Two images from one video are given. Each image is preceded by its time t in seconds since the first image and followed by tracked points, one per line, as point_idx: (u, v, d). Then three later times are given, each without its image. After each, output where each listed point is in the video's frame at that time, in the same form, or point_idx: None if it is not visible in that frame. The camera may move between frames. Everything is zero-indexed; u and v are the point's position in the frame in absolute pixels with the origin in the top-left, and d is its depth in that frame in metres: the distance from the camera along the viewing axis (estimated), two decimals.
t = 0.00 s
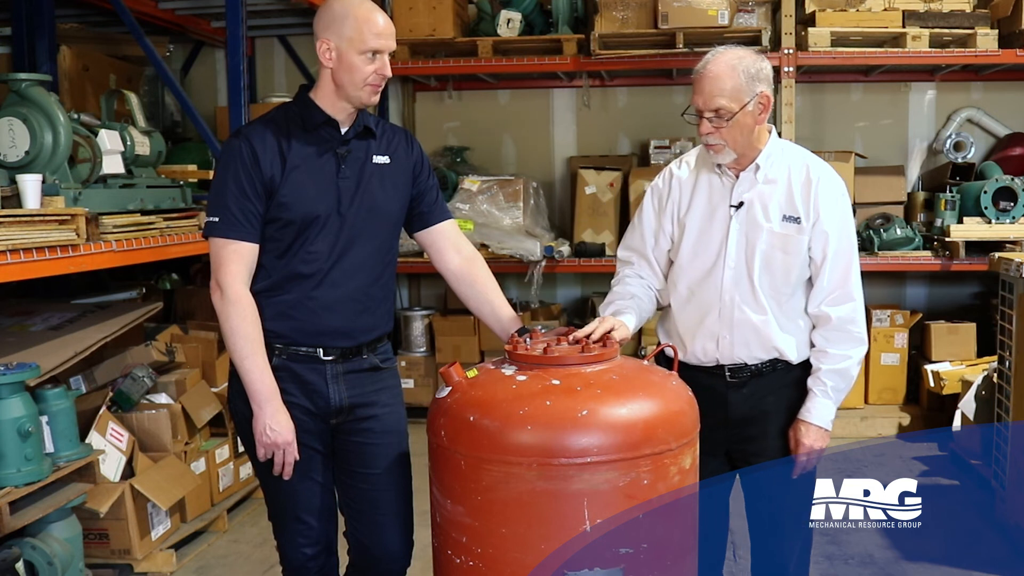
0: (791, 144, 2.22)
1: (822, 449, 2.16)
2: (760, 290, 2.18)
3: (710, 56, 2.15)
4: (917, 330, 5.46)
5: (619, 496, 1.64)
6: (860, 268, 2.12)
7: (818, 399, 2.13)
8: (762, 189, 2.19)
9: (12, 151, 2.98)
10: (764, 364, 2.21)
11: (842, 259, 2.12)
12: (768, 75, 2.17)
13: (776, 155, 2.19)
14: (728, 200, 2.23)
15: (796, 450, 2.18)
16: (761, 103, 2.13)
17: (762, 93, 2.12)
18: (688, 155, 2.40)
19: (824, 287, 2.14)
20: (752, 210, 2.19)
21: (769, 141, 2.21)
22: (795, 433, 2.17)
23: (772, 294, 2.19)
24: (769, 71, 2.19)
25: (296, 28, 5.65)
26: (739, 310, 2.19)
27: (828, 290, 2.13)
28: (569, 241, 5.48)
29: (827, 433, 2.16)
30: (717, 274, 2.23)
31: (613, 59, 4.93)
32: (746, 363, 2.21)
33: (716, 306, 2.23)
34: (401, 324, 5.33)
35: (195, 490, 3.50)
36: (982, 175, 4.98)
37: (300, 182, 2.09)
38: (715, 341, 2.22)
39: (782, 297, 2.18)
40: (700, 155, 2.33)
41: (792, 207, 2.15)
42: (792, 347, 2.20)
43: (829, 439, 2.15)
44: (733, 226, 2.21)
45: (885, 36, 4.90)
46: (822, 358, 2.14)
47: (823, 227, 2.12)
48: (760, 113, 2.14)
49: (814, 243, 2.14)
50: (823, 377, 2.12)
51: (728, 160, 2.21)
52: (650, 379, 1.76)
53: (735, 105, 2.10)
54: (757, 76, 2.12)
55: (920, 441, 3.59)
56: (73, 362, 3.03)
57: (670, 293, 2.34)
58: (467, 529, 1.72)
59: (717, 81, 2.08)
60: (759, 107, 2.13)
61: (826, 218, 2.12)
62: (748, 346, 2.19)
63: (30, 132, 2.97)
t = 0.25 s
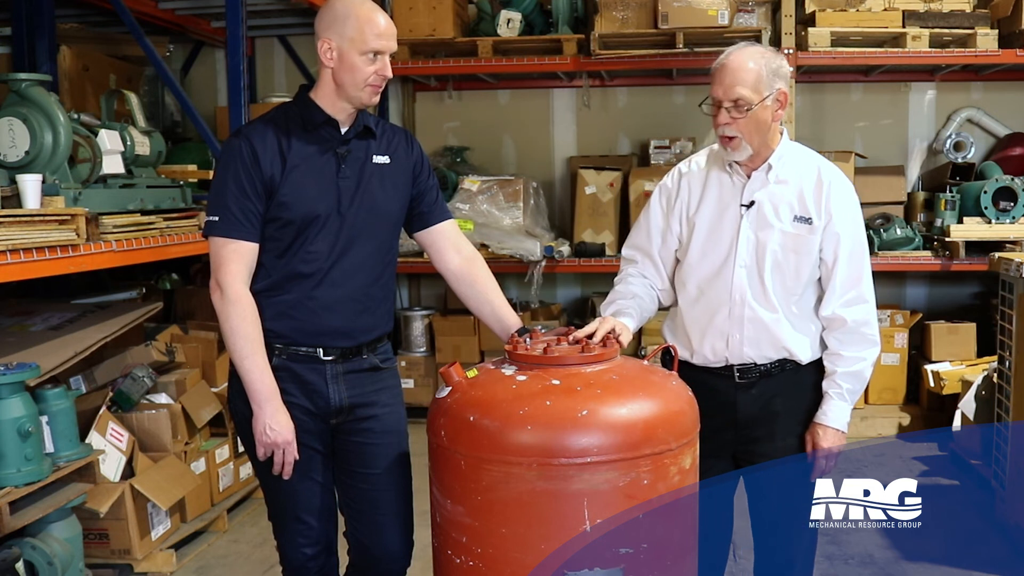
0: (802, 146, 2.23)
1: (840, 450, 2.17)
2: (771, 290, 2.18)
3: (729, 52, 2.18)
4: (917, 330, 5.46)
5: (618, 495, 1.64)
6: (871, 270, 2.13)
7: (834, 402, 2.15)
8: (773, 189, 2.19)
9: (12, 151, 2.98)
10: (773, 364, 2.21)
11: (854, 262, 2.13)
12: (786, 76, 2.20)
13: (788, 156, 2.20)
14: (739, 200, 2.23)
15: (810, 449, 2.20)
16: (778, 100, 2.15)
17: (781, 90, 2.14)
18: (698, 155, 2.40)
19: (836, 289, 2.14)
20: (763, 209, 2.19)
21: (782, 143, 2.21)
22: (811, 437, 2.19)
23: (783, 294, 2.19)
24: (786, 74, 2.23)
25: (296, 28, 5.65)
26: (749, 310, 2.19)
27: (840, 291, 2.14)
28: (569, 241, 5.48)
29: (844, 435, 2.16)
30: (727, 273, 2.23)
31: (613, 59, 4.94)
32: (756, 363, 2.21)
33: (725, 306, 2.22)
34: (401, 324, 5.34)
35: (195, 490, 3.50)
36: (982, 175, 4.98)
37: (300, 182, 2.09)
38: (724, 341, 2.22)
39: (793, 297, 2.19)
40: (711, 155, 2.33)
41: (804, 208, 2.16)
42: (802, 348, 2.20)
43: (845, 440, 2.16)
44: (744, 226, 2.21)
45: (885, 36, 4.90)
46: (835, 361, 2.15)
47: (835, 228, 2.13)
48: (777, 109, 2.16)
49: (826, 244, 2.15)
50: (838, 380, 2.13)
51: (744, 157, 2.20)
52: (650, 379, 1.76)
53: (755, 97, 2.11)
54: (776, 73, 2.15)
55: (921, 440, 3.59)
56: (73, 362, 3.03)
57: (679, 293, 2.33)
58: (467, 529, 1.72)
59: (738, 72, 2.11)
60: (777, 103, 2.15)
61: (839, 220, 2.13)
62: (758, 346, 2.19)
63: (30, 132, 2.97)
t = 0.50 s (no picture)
0: (810, 146, 2.24)
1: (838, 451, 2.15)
2: (773, 288, 2.18)
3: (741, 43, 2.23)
4: (917, 330, 5.46)
5: (618, 496, 1.64)
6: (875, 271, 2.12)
7: (833, 404, 2.13)
8: (778, 187, 2.19)
9: (12, 151, 2.98)
10: (774, 364, 2.21)
11: (858, 262, 2.12)
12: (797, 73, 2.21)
13: (794, 155, 2.21)
14: (744, 197, 2.24)
15: (809, 449, 2.18)
16: (782, 91, 2.16)
17: (785, 82, 2.16)
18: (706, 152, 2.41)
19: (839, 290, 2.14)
20: (767, 207, 2.19)
21: (787, 140, 2.22)
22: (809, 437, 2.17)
23: (785, 293, 2.19)
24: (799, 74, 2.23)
25: (296, 28, 5.65)
26: (751, 308, 2.19)
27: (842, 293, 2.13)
28: (569, 241, 5.48)
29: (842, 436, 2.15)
30: (730, 269, 2.23)
31: (613, 59, 4.93)
32: (757, 363, 2.21)
33: (727, 303, 2.22)
34: (401, 324, 5.34)
35: (195, 490, 3.50)
36: (982, 175, 4.98)
37: (300, 181, 2.09)
38: (725, 338, 2.22)
39: (795, 297, 2.19)
40: (720, 152, 2.35)
41: (808, 207, 2.15)
42: (803, 347, 2.20)
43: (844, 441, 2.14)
44: (747, 223, 2.21)
45: (885, 36, 4.90)
46: (837, 362, 2.15)
47: (839, 229, 2.12)
48: (781, 101, 2.17)
49: (829, 244, 2.14)
50: (839, 382, 2.13)
51: (742, 145, 2.23)
52: (650, 379, 1.76)
53: (755, 83, 2.14)
54: (783, 66, 2.17)
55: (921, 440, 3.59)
56: (73, 362, 3.03)
57: (682, 288, 2.34)
58: (467, 529, 1.72)
59: (742, 58, 2.16)
60: (779, 94, 2.16)
61: (843, 220, 2.12)
62: (759, 344, 2.19)
63: (30, 132, 2.97)
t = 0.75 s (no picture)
0: (812, 145, 2.23)
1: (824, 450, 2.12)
2: (768, 287, 2.18)
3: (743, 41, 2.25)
4: (917, 330, 5.46)
5: (619, 496, 1.64)
6: (872, 272, 2.09)
7: (823, 401, 2.11)
8: (777, 186, 2.19)
9: (12, 151, 2.98)
10: (770, 364, 2.21)
11: (853, 262, 2.10)
12: (797, 71, 2.19)
13: (794, 153, 2.20)
14: (743, 195, 2.25)
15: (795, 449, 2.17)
16: (777, 89, 2.16)
17: (779, 80, 2.15)
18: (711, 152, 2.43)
19: (833, 290, 2.12)
20: (765, 206, 2.19)
21: (787, 138, 2.22)
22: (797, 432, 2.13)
23: (781, 292, 2.18)
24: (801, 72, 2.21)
25: (296, 28, 5.65)
26: (746, 306, 2.20)
27: (837, 293, 2.11)
28: (569, 241, 5.48)
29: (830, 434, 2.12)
30: (727, 267, 2.24)
31: (612, 59, 4.94)
32: (752, 362, 2.21)
33: (723, 301, 2.23)
34: (401, 324, 5.34)
35: (195, 490, 3.50)
36: (982, 175, 4.98)
37: (299, 182, 2.09)
38: (720, 336, 2.23)
39: (791, 297, 2.18)
40: (723, 152, 2.36)
41: (805, 206, 2.15)
42: (798, 347, 2.19)
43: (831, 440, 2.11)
44: (745, 221, 2.22)
45: (885, 36, 4.90)
46: (829, 362, 2.12)
47: (834, 229, 2.10)
48: (775, 99, 2.16)
49: (825, 243, 2.13)
50: (829, 380, 2.10)
51: (739, 142, 2.25)
52: (651, 380, 1.76)
53: (746, 81, 2.16)
54: (778, 63, 2.16)
55: (921, 440, 3.59)
56: (73, 362, 3.03)
57: (681, 285, 2.36)
58: (468, 529, 1.72)
59: (737, 56, 2.17)
60: (773, 92, 2.15)
61: (839, 220, 2.10)
62: (753, 344, 2.19)
63: (30, 132, 2.97)
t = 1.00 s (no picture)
0: (813, 146, 2.22)
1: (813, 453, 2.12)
2: (767, 288, 2.18)
3: (740, 44, 2.24)
4: (917, 330, 5.46)
5: (619, 496, 1.64)
6: (871, 273, 2.09)
7: (813, 405, 2.10)
8: (776, 187, 2.19)
9: (12, 151, 2.98)
10: (769, 364, 2.21)
11: (850, 263, 2.10)
12: (793, 73, 2.18)
13: (794, 154, 2.20)
14: (742, 196, 2.25)
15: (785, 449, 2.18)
16: (773, 93, 2.15)
17: (775, 84, 2.14)
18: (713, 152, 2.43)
19: (831, 291, 2.11)
20: (764, 207, 2.19)
21: (787, 139, 2.22)
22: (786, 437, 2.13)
23: (780, 294, 2.18)
24: (798, 73, 2.20)
25: (296, 28, 5.65)
26: (744, 307, 2.20)
27: (835, 294, 2.11)
28: (569, 241, 5.48)
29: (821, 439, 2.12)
30: (727, 268, 2.24)
31: (613, 59, 4.94)
32: (752, 362, 2.21)
33: (722, 302, 2.24)
34: (401, 324, 5.34)
35: (195, 490, 3.50)
36: (982, 175, 4.98)
37: (299, 182, 2.09)
38: (719, 337, 2.23)
39: (790, 297, 2.18)
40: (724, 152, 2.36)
41: (804, 207, 2.15)
42: (796, 349, 2.19)
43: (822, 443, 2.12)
44: (744, 222, 2.22)
45: (885, 36, 4.90)
46: (823, 364, 2.11)
47: (832, 230, 2.10)
48: (772, 103, 2.16)
49: (824, 244, 2.12)
50: (822, 383, 2.09)
51: (737, 146, 2.25)
52: (652, 380, 1.76)
53: (741, 86, 2.16)
54: (773, 67, 2.16)
55: (921, 440, 3.59)
56: (73, 362, 3.03)
57: (680, 285, 2.36)
58: (468, 529, 1.72)
59: (732, 61, 2.17)
60: (769, 96, 2.15)
61: (837, 221, 2.10)
62: (751, 345, 2.19)
63: (30, 132, 2.97)
